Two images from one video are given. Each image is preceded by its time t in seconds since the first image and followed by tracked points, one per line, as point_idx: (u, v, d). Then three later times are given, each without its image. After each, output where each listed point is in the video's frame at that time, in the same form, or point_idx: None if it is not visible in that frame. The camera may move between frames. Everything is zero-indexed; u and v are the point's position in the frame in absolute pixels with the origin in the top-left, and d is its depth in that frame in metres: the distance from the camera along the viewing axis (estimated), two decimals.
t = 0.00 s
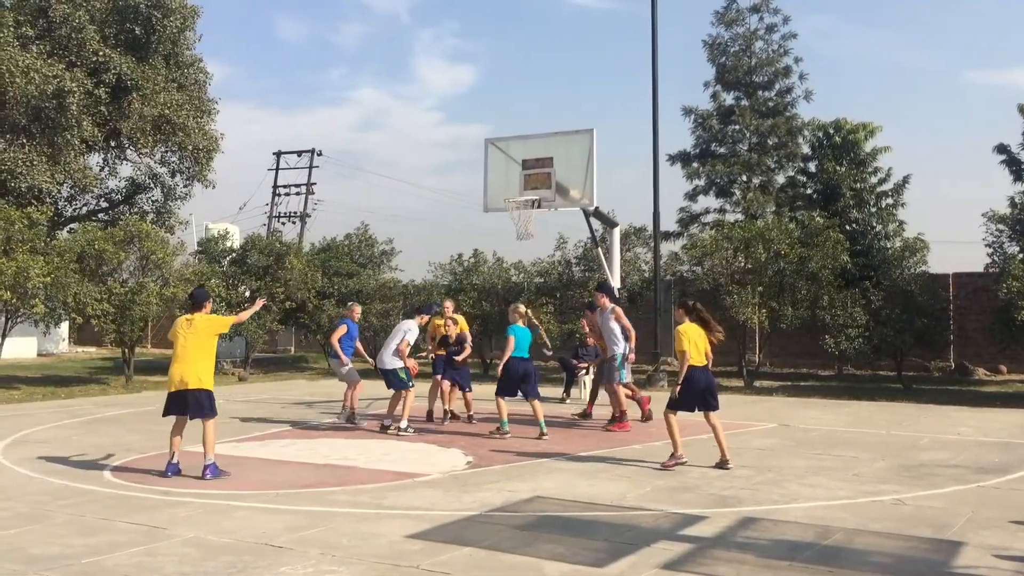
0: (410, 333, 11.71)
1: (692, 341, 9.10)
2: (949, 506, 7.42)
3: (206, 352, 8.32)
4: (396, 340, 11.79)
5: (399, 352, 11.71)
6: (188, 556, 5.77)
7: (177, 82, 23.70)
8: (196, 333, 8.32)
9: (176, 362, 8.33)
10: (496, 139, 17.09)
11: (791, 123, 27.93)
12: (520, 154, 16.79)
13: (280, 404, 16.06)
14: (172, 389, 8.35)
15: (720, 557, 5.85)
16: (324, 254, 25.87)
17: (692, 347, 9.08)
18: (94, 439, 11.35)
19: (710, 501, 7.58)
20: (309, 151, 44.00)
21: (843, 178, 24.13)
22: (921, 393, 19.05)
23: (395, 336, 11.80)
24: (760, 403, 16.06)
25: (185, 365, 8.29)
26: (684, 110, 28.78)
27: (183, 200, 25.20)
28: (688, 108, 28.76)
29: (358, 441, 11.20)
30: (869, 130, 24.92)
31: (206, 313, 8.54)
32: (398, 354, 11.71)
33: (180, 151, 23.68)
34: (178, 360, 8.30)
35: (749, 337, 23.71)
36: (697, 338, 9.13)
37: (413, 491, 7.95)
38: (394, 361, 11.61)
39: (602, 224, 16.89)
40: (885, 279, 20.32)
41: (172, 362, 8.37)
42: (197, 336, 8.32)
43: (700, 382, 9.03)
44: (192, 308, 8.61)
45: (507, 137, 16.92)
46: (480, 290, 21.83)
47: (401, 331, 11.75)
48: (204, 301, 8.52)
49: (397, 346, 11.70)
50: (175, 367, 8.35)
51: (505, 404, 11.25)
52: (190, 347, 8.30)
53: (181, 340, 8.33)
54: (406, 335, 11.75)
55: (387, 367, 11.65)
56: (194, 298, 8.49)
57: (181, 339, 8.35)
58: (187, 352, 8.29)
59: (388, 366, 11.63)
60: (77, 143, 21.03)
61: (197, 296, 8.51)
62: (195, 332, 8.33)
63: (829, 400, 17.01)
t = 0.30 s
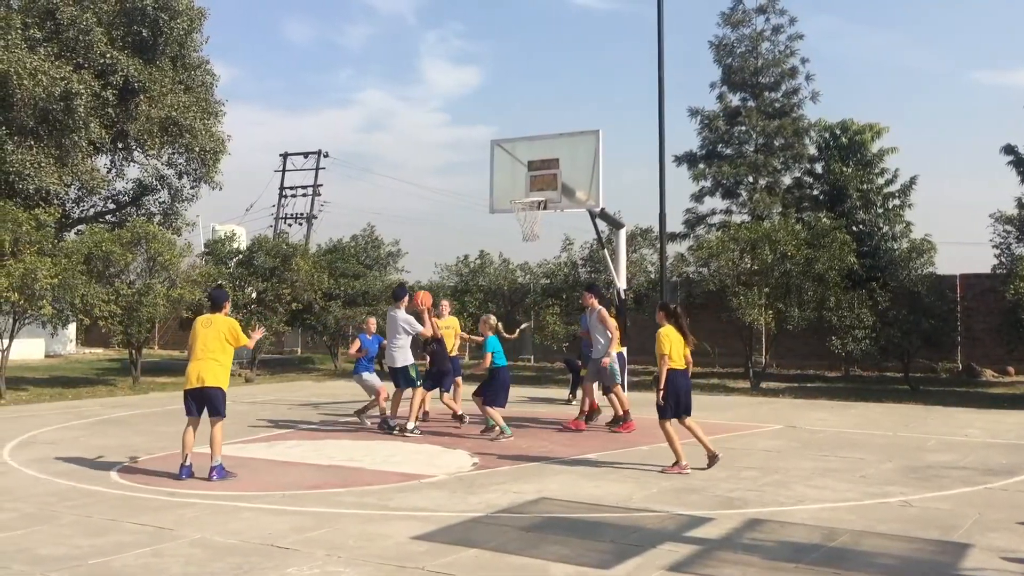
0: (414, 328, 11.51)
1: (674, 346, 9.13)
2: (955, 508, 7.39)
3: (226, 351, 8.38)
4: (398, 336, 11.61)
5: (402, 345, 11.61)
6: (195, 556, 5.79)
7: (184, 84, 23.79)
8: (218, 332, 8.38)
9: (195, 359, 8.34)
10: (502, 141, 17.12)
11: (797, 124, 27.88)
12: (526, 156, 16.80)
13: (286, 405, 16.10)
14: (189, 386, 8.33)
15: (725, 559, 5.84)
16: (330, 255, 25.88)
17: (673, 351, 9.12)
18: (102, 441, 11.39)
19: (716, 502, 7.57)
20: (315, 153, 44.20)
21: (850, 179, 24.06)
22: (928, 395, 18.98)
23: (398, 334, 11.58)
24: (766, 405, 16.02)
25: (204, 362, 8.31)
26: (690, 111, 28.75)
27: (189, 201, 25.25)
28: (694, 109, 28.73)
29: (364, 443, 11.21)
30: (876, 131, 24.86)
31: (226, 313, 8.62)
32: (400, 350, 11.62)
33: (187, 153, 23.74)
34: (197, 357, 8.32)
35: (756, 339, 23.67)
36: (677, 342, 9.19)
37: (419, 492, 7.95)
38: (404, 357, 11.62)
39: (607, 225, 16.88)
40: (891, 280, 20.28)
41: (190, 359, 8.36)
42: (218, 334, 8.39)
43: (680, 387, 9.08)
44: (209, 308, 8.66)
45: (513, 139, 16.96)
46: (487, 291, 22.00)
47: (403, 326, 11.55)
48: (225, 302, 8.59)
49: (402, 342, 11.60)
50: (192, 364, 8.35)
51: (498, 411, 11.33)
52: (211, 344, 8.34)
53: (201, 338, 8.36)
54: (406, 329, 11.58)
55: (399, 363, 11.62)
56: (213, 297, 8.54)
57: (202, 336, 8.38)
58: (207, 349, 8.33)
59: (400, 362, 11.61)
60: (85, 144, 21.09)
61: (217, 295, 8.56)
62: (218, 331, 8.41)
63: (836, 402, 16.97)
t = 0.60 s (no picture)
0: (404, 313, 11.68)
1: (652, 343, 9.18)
2: (962, 511, 7.37)
3: (235, 354, 8.41)
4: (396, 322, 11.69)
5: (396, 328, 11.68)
6: (201, 558, 5.81)
7: (191, 87, 23.86)
8: (226, 334, 8.40)
9: (204, 361, 8.36)
10: (508, 144, 17.13)
11: (803, 126, 27.84)
12: (532, 158, 16.82)
13: (293, 407, 16.14)
14: (197, 388, 8.35)
15: (732, 562, 5.83)
16: (337, 257, 25.95)
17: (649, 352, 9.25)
18: (109, 442, 11.43)
19: (722, 505, 7.57)
20: (322, 155, 44.43)
21: (856, 181, 24.01)
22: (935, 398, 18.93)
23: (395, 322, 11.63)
24: (772, 407, 16.01)
25: (213, 364, 8.34)
26: (696, 113, 28.75)
27: (196, 204, 25.34)
28: (700, 111, 28.72)
29: (370, 444, 11.23)
30: (882, 133, 24.82)
31: (232, 315, 8.63)
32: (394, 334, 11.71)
33: (194, 155, 23.82)
34: (206, 359, 8.34)
35: (762, 341, 23.65)
36: (658, 340, 9.26)
37: (425, 494, 7.97)
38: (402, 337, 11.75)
39: (613, 228, 16.88)
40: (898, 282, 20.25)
41: (199, 361, 8.39)
42: (226, 336, 8.40)
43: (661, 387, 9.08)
44: (215, 310, 8.66)
45: (519, 141, 16.97)
46: (493, 294, 21.95)
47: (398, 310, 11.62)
48: (231, 303, 8.59)
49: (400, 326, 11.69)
50: (201, 366, 8.37)
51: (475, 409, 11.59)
52: (220, 346, 8.36)
53: (210, 340, 8.37)
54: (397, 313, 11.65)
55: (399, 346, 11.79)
56: (219, 298, 8.53)
57: (210, 339, 8.39)
58: (217, 352, 8.35)
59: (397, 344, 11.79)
60: (92, 147, 21.18)
61: (223, 297, 8.55)
62: (227, 333, 8.43)
63: (842, 405, 16.95)
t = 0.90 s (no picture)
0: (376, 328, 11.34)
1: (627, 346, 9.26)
2: (969, 513, 7.34)
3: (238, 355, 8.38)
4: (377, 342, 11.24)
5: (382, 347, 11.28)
6: (207, 560, 5.81)
7: (197, 89, 23.88)
8: (227, 336, 8.37)
9: (208, 363, 8.38)
10: (512, 145, 17.08)
11: (809, 127, 27.79)
12: (537, 160, 16.80)
13: (298, 408, 16.15)
14: (202, 390, 8.38)
15: (738, 564, 5.81)
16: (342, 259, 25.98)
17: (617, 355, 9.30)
18: (115, 444, 11.45)
19: (728, 507, 7.54)
20: (327, 157, 44.56)
21: (862, 183, 23.95)
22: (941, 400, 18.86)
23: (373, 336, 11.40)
24: (777, 409, 15.97)
25: (216, 366, 8.34)
26: (701, 114, 28.71)
27: (202, 206, 25.39)
28: (705, 113, 28.68)
29: (375, 446, 11.24)
30: (888, 135, 24.75)
31: (234, 316, 8.60)
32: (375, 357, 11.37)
33: (199, 157, 23.86)
34: (210, 361, 8.35)
35: (767, 343, 23.62)
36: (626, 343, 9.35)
37: (430, 496, 7.96)
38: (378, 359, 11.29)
39: (619, 230, 16.87)
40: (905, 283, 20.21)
41: (203, 363, 8.41)
42: (228, 338, 8.38)
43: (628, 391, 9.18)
44: (219, 311, 8.65)
45: (523, 143, 16.94)
46: (498, 295, 21.94)
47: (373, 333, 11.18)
48: (230, 304, 8.54)
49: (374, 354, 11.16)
50: (205, 368, 8.39)
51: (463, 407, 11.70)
52: (221, 349, 8.35)
53: (212, 342, 8.37)
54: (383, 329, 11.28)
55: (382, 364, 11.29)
56: (218, 301, 8.51)
57: (212, 341, 8.39)
58: (220, 354, 8.35)
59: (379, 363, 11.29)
60: (98, 149, 21.23)
61: (222, 300, 8.52)
62: (228, 335, 8.40)
63: (848, 407, 16.89)
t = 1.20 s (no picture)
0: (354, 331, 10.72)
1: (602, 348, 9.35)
2: (974, 515, 7.32)
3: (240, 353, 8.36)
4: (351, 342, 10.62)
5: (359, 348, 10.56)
6: (211, 560, 5.82)
7: (203, 90, 23.89)
8: (228, 336, 8.37)
9: (212, 364, 8.39)
10: (517, 146, 17.11)
11: (814, 128, 27.77)
12: (542, 161, 16.82)
13: (302, 409, 16.17)
14: (206, 391, 8.40)
15: (742, 565, 5.80)
16: (346, 260, 26.01)
17: (588, 356, 9.36)
18: (121, 444, 11.48)
19: (733, 508, 7.53)
20: (332, 159, 44.70)
21: (867, 184, 23.92)
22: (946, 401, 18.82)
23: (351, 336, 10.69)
24: (781, 410, 15.94)
25: (219, 367, 8.36)
26: (706, 115, 28.68)
27: (207, 207, 25.44)
28: (710, 114, 28.66)
29: (380, 446, 11.24)
30: (893, 135, 24.71)
31: (234, 316, 8.60)
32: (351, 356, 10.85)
33: (204, 158, 23.92)
34: (213, 361, 8.37)
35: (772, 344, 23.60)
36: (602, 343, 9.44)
37: (435, 497, 7.96)
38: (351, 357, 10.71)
39: (623, 231, 16.88)
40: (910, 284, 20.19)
41: (207, 364, 8.43)
42: (229, 337, 8.38)
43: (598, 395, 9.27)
44: (220, 312, 8.67)
45: (528, 145, 16.95)
46: (502, 297, 21.97)
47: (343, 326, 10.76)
48: (228, 304, 8.54)
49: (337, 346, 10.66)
50: (209, 369, 8.41)
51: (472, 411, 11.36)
52: (223, 348, 8.36)
53: (215, 343, 8.39)
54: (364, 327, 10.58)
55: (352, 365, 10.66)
56: (216, 302, 8.51)
57: (215, 341, 8.40)
58: (222, 354, 8.36)
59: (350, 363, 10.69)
60: (104, 150, 21.29)
61: (221, 300, 8.52)
62: (229, 334, 8.40)
63: (853, 407, 16.86)
